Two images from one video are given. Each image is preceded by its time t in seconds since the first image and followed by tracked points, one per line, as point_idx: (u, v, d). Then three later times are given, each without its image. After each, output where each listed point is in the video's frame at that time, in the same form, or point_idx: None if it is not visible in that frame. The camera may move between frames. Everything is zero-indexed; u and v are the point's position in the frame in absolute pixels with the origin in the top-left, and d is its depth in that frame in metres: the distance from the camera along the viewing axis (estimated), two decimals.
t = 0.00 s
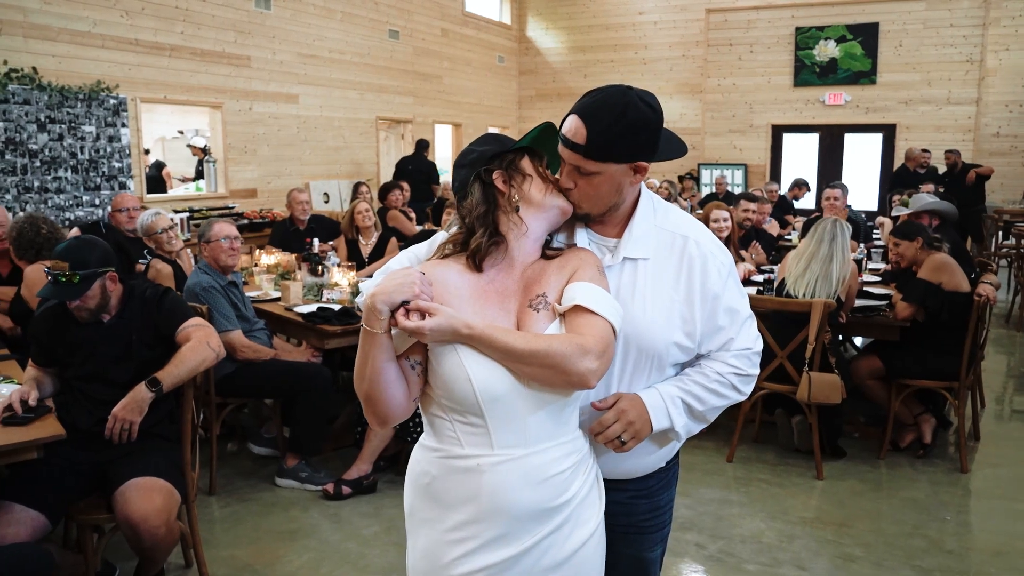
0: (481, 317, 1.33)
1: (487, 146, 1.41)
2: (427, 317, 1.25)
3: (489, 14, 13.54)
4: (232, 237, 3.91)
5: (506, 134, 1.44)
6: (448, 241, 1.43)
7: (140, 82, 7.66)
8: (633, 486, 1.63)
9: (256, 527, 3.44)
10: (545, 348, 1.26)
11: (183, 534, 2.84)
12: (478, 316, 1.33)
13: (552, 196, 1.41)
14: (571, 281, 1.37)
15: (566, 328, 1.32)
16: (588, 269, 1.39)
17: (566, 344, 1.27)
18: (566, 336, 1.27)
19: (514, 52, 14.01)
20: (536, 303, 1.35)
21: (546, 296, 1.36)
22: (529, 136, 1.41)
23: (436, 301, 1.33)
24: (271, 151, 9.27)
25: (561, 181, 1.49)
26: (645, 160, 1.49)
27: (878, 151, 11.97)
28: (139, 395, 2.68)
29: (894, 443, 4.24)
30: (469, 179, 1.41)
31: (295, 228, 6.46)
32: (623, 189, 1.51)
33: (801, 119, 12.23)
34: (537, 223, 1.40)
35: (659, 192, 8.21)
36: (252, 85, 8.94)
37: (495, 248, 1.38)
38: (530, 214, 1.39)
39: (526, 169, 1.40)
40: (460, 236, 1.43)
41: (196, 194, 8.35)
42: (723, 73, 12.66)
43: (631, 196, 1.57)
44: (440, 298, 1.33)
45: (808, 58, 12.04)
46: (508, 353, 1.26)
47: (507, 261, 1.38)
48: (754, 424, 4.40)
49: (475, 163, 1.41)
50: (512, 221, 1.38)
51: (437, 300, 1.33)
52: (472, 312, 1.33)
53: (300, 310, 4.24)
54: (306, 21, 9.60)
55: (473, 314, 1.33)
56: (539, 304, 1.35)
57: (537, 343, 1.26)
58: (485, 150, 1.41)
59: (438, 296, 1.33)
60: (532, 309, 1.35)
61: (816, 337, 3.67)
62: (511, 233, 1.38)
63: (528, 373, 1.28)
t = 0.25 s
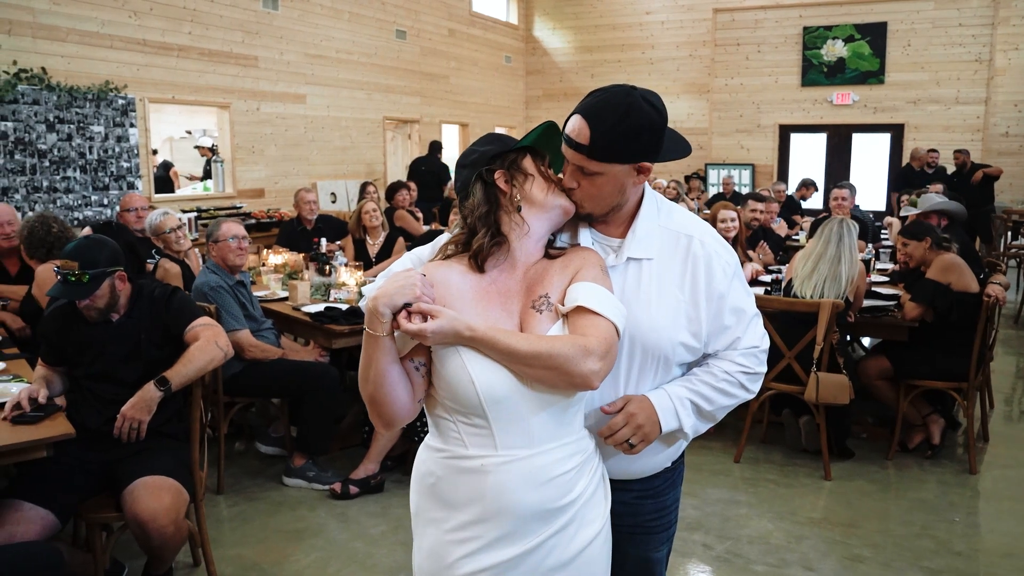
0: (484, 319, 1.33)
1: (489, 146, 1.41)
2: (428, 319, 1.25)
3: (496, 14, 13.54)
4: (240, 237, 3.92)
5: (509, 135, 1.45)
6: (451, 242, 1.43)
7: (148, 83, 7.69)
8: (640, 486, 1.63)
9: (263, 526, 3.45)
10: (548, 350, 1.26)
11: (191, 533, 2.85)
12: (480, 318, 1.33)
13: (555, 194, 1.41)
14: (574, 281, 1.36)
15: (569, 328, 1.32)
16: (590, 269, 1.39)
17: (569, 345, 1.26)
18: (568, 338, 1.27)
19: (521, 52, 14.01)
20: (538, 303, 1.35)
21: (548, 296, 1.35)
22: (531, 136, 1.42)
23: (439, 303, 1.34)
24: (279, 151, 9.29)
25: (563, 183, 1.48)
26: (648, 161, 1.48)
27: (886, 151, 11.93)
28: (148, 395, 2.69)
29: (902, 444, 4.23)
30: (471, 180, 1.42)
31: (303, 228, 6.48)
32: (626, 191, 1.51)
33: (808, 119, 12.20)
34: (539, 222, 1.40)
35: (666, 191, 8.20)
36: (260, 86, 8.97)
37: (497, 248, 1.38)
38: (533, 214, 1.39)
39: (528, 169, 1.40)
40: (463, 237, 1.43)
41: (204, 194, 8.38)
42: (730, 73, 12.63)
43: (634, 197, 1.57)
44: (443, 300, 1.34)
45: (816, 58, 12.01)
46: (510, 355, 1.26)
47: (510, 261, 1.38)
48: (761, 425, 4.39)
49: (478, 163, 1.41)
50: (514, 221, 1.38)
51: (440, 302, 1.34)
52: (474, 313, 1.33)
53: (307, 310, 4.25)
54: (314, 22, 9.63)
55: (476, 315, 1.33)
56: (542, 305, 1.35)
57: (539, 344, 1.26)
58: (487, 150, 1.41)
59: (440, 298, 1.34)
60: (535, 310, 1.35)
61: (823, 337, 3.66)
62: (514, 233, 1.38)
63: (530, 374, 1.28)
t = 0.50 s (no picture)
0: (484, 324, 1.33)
1: (490, 146, 1.41)
2: (426, 328, 1.26)
3: (506, 14, 13.54)
4: (251, 237, 3.93)
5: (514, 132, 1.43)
6: (456, 241, 1.44)
7: (159, 83, 7.72)
8: (646, 487, 1.63)
9: (274, 526, 3.46)
10: (547, 354, 1.25)
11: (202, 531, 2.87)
12: (480, 323, 1.33)
13: (557, 192, 1.39)
14: (575, 281, 1.36)
15: (570, 330, 1.31)
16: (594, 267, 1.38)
17: (569, 348, 1.26)
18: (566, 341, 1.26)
19: (530, 52, 14.00)
20: (540, 304, 1.35)
21: (550, 297, 1.35)
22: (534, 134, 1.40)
23: (440, 310, 1.34)
24: (289, 150, 9.32)
25: (575, 175, 1.49)
26: (659, 151, 1.49)
27: (898, 151, 11.86)
28: (159, 394, 2.70)
29: (913, 445, 4.21)
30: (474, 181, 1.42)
31: (313, 228, 6.50)
32: (638, 183, 1.51)
33: (819, 119, 12.15)
34: (540, 221, 1.39)
35: (677, 191, 8.18)
36: (270, 86, 9.00)
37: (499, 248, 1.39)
38: (534, 213, 1.38)
39: (529, 167, 1.39)
40: (467, 236, 1.44)
41: (215, 194, 8.42)
42: (740, 72, 12.60)
43: (643, 192, 1.57)
44: (444, 307, 1.34)
45: (826, 57, 11.97)
46: (510, 360, 1.26)
47: (512, 262, 1.38)
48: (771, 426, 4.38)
49: (480, 163, 1.41)
50: (516, 220, 1.38)
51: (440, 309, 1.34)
52: (474, 319, 1.33)
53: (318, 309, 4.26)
54: (324, 22, 9.66)
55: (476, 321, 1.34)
56: (543, 306, 1.34)
57: (537, 348, 1.26)
58: (488, 150, 1.41)
59: (441, 305, 1.34)
60: (536, 312, 1.34)
61: (834, 338, 3.65)
62: (516, 232, 1.38)
63: (531, 378, 1.28)
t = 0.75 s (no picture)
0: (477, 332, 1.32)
1: (471, 148, 1.38)
2: (417, 342, 1.25)
3: (515, 14, 13.54)
4: (261, 236, 3.95)
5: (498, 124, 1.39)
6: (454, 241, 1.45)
7: (170, 83, 7.76)
8: (652, 487, 1.63)
9: (284, 525, 3.47)
10: (538, 359, 1.24)
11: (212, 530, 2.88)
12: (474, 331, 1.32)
13: (539, 189, 1.35)
14: (570, 281, 1.34)
15: (562, 333, 1.30)
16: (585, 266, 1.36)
17: (562, 352, 1.24)
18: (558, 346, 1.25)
19: (540, 52, 14.00)
20: (532, 307, 1.34)
21: (543, 301, 1.34)
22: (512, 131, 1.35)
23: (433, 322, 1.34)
24: (298, 150, 9.35)
25: (585, 163, 1.51)
26: (669, 138, 1.50)
27: (908, 151, 11.80)
28: (170, 393, 2.72)
29: (924, 446, 4.19)
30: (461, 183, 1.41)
31: (322, 228, 6.52)
32: (649, 173, 1.52)
33: (829, 119, 12.10)
34: (526, 221, 1.36)
35: (686, 191, 8.17)
36: (280, 86, 9.03)
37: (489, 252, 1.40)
38: (519, 213, 1.36)
39: (509, 166, 1.35)
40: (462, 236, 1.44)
41: (224, 194, 8.45)
42: (750, 72, 12.56)
43: (650, 187, 1.57)
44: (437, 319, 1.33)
45: (836, 57, 11.92)
46: (503, 367, 1.25)
47: (507, 265, 1.38)
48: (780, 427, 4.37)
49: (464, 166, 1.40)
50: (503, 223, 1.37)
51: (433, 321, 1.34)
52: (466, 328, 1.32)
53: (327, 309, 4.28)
54: (333, 22, 9.69)
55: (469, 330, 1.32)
56: (537, 310, 1.33)
57: (529, 355, 1.24)
58: (470, 152, 1.38)
59: (434, 317, 1.34)
60: (529, 316, 1.33)
61: (845, 338, 3.64)
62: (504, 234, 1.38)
63: (525, 385, 1.27)
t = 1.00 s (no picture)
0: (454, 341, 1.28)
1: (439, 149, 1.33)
2: (380, 360, 1.21)
3: (524, 14, 13.54)
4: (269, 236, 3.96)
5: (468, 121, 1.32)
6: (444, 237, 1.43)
7: (179, 83, 7.80)
8: (656, 488, 1.63)
9: (292, 524, 3.49)
10: (504, 372, 1.19)
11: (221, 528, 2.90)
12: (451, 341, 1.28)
13: (500, 194, 1.27)
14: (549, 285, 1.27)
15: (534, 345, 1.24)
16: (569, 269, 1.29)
17: (528, 365, 1.18)
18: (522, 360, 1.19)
19: (549, 52, 13.99)
20: (511, 314, 1.28)
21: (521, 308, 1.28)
22: (469, 134, 1.28)
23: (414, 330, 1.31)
24: (307, 150, 9.38)
25: (589, 154, 1.51)
26: (672, 132, 1.51)
27: (918, 151, 11.74)
28: (179, 392, 2.73)
29: (933, 448, 4.17)
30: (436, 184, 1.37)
31: (331, 227, 6.53)
32: (652, 166, 1.52)
33: (838, 119, 12.06)
34: (493, 227, 1.29)
35: (695, 191, 8.14)
36: (289, 86, 9.06)
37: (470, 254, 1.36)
38: (485, 219, 1.29)
39: (467, 171, 1.28)
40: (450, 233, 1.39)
41: (233, 194, 8.49)
42: (759, 72, 12.52)
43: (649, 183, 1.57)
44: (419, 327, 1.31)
45: (846, 57, 11.87)
46: (468, 380, 1.20)
47: (486, 267, 1.34)
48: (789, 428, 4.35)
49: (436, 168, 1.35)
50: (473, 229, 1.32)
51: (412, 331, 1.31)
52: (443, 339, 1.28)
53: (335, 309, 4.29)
54: (342, 22, 9.71)
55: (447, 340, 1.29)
56: (515, 317, 1.28)
57: (493, 367, 1.19)
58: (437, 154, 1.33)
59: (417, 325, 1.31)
60: (507, 324, 1.28)
61: (854, 339, 3.63)
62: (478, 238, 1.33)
63: (493, 398, 1.22)
